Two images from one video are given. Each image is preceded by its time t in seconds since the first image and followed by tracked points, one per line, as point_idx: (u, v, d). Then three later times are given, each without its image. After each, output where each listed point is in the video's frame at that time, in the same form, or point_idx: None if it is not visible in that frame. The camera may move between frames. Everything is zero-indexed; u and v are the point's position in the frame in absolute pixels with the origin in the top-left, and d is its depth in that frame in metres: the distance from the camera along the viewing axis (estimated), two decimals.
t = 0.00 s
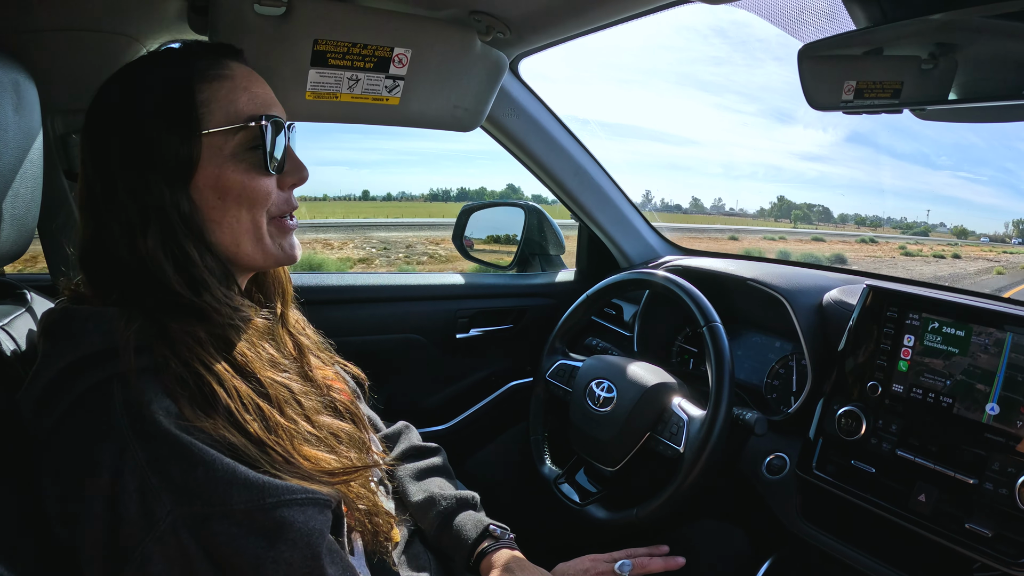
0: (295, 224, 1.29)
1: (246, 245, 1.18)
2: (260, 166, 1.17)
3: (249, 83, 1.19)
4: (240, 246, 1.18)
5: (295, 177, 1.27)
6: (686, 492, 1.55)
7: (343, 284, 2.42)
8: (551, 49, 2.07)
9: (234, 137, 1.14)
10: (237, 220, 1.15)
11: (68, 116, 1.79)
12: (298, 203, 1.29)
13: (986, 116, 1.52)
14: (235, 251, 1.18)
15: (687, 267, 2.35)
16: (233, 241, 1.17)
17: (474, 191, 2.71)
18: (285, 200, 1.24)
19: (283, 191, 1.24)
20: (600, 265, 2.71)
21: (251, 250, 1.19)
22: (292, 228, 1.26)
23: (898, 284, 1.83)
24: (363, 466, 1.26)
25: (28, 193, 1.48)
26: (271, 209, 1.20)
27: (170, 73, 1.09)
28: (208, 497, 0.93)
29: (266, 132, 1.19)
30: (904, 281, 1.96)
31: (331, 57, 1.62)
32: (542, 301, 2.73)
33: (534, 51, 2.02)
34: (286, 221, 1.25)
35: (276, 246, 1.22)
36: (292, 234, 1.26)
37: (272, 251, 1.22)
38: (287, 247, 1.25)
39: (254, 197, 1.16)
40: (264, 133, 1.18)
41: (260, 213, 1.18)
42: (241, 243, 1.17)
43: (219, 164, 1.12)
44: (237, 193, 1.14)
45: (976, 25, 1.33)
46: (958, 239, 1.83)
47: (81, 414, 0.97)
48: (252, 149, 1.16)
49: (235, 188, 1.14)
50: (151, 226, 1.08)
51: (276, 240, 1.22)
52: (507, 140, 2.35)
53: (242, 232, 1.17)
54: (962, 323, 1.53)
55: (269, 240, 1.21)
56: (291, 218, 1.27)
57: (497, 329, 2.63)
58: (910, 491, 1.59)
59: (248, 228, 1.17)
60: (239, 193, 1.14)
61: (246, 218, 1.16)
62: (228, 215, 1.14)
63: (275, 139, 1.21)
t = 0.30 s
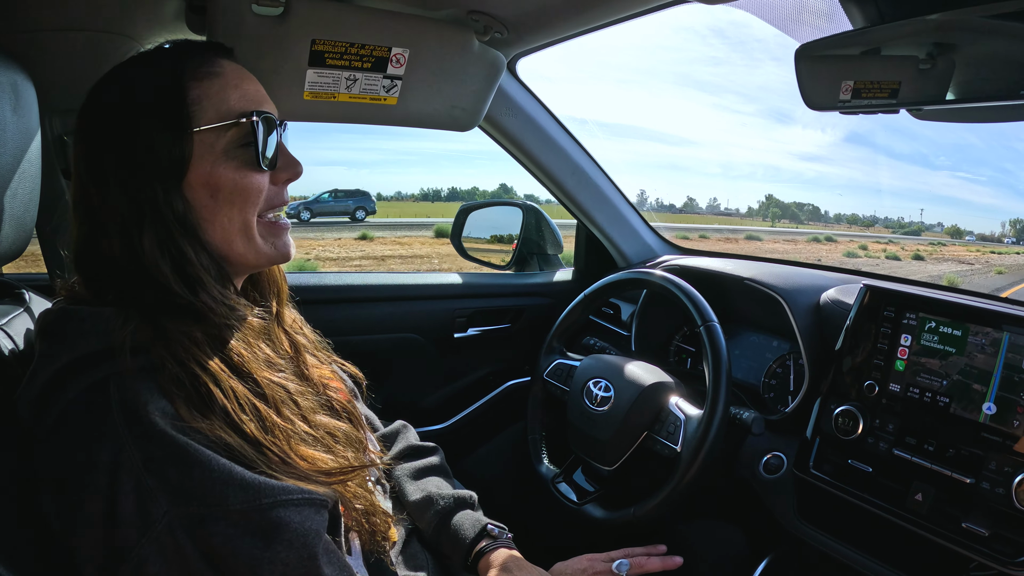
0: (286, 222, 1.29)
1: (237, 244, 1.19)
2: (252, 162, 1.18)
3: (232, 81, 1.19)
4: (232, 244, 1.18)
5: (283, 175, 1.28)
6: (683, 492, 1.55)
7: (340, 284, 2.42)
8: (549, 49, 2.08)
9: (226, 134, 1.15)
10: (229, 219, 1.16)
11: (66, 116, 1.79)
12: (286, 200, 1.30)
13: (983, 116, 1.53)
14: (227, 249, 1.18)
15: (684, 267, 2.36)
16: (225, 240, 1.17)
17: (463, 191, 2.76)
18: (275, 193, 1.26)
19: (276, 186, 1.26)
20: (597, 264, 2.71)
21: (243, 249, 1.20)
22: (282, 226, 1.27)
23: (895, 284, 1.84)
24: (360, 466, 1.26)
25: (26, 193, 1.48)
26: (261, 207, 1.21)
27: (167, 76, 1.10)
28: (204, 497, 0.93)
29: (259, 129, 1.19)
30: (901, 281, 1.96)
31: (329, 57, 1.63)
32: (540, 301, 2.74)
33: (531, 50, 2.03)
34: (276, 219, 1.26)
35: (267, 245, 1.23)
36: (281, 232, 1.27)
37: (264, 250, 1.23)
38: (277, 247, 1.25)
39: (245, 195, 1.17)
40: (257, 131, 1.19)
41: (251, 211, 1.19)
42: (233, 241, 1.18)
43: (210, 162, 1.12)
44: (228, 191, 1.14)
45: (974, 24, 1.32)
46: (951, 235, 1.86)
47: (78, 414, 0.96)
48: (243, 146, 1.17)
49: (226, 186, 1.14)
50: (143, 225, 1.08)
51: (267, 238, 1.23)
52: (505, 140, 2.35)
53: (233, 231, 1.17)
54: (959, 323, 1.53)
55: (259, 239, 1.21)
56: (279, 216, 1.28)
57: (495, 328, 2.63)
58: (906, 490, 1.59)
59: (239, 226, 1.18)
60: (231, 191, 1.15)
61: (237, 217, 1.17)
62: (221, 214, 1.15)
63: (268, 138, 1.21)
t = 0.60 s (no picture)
0: (283, 219, 1.28)
1: (234, 242, 1.17)
2: (248, 161, 1.17)
3: (227, 78, 1.18)
4: (228, 242, 1.17)
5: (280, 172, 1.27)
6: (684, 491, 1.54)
7: (338, 283, 2.41)
8: (547, 48, 2.07)
9: (223, 131, 1.14)
10: (226, 217, 1.15)
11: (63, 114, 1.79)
12: (284, 198, 1.28)
13: (984, 114, 1.52)
14: (224, 247, 1.17)
15: (684, 266, 2.35)
16: (222, 238, 1.16)
17: (455, 190, 2.70)
18: (273, 192, 1.24)
19: (273, 185, 1.25)
20: (597, 264, 2.70)
21: (240, 247, 1.18)
22: (279, 224, 1.26)
23: (896, 283, 1.83)
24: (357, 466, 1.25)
25: (21, 192, 1.47)
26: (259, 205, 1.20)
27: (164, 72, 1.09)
28: (200, 497, 0.92)
29: (256, 126, 1.18)
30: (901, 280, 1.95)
31: (326, 54, 1.62)
32: (538, 301, 2.73)
33: (530, 49, 2.02)
34: (274, 217, 1.25)
35: (265, 243, 1.22)
36: (278, 230, 1.25)
37: (261, 248, 1.21)
38: (274, 244, 1.24)
39: (243, 194, 1.16)
40: (253, 128, 1.18)
41: (248, 209, 1.17)
42: (230, 239, 1.16)
43: (207, 160, 1.11)
44: (225, 189, 1.13)
45: (975, 23, 1.31)
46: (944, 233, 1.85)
47: (72, 414, 0.95)
48: (240, 144, 1.16)
49: (223, 183, 1.13)
50: (139, 222, 1.07)
51: (265, 236, 1.22)
52: (504, 139, 2.35)
53: (230, 229, 1.16)
54: (960, 322, 1.52)
55: (257, 237, 1.20)
56: (276, 214, 1.27)
57: (493, 328, 2.63)
58: (907, 490, 1.58)
59: (236, 225, 1.16)
60: (228, 188, 1.13)
61: (234, 215, 1.15)
62: (217, 212, 1.14)
63: (264, 136, 1.20)
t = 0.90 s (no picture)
0: (280, 217, 1.27)
1: (230, 239, 1.16)
2: (244, 157, 1.16)
3: (224, 74, 1.17)
4: (224, 239, 1.16)
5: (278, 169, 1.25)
6: (684, 490, 1.54)
7: (338, 281, 2.40)
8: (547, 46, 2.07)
9: (220, 127, 1.13)
10: (222, 213, 1.14)
11: (61, 112, 1.78)
12: (281, 195, 1.27)
13: (985, 111, 1.52)
14: (220, 243, 1.16)
15: (683, 264, 2.34)
16: (219, 234, 1.15)
17: (446, 190, 2.67)
18: (272, 189, 1.23)
19: (271, 182, 1.24)
20: (596, 263, 2.70)
21: (236, 243, 1.17)
22: (276, 221, 1.25)
23: (897, 282, 1.82)
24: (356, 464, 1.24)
25: (19, 189, 1.46)
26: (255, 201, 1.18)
27: (165, 69, 1.09)
28: (198, 496, 0.91)
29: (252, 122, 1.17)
30: (901, 279, 1.95)
31: (326, 52, 1.61)
32: (538, 299, 2.72)
33: (530, 46, 2.01)
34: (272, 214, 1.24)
35: (262, 240, 1.21)
36: (275, 226, 1.24)
37: (258, 244, 1.20)
38: (271, 241, 1.22)
39: (240, 190, 1.15)
40: (249, 123, 1.17)
41: (245, 205, 1.16)
42: (227, 236, 1.16)
43: (202, 156, 1.10)
44: (222, 186, 1.12)
45: (969, 21, 1.29)
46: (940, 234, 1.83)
47: (70, 412, 0.94)
48: (237, 140, 1.15)
49: (220, 180, 1.12)
50: (139, 218, 1.07)
51: (262, 234, 1.21)
52: (504, 137, 2.34)
53: (226, 225, 1.15)
54: (962, 321, 1.52)
55: (253, 233, 1.19)
56: (274, 211, 1.26)
57: (492, 326, 2.62)
58: (909, 489, 1.57)
59: (232, 223, 1.16)
60: (224, 185, 1.13)
61: (230, 211, 1.14)
62: (214, 208, 1.13)
63: (261, 133, 1.20)
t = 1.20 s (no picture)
0: (202, 229, 1.11)
1: (148, 256, 1.08)
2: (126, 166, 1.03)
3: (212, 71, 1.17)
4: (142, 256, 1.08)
5: (205, 172, 1.10)
6: (678, 487, 1.53)
7: (334, 280, 2.40)
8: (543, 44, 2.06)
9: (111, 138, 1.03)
10: (132, 231, 1.07)
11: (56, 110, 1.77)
12: (202, 207, 1.10)
13: (982, 107, 1.51)
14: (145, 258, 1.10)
15: (678, 262, 2.34)
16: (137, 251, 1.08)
17: (438, 190, 2.60)
18: (179, 203, 1.08)
19: (179, 194, 1.08)
20: (592, 262, 2.70)
21: (153, 260, 1.09)
22: (193, 236, 1.10)
23: (892, 280, 1.81)
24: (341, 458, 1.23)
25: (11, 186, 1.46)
26: (161, 217, 1.06)
27: (154, 64, 1.08)
28: (180, 487, 0.91)
29: (169, 124, 1.07)
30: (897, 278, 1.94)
31: (319, 49, 1.61)
32: (534, 298, 2.72)
33: (525, 44, 2.01)
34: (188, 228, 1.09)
35: (176, 258, 1.10)
36: (199, 240, 1.11)
37: (171, 263, 1.10)
38: (189, 257, 1.11)
39: (137, 208, 1.05)
40: (128, 125, 1.03)
41: (149, 223, 1.06)
42: (143, 254, 1.08)
43: (104, 174, 1.05)
44: (124, 203, 1.05)
45: (962, 18, 1.31)
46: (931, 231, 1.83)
47: (54, 405, 0.93)
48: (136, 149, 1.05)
49: (119, 199, 1.05)
50: (122, 212, 1.06)
51: (174, 251, 1.09)
52: (498, 135, 2.33)
53: (140, 242, 1.07)
54: (958, 319, 1.51)
55: (164, 251, 1.08)
56: (194, 223, 1.10)
57: (488, 326, 2.62)
58: (905, 488, 1.56)
59: (142, 239, 1.07)
60: (125, 202, 1.05)
61: (137, 228, 1.06)
62: (126, 224, 1.07)
63: (142, 132, 1.04)
